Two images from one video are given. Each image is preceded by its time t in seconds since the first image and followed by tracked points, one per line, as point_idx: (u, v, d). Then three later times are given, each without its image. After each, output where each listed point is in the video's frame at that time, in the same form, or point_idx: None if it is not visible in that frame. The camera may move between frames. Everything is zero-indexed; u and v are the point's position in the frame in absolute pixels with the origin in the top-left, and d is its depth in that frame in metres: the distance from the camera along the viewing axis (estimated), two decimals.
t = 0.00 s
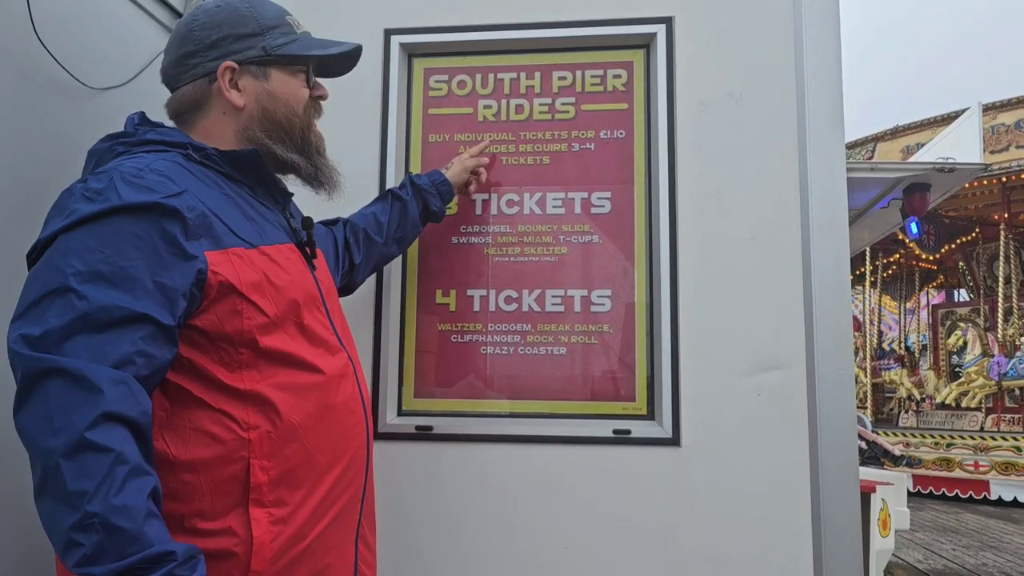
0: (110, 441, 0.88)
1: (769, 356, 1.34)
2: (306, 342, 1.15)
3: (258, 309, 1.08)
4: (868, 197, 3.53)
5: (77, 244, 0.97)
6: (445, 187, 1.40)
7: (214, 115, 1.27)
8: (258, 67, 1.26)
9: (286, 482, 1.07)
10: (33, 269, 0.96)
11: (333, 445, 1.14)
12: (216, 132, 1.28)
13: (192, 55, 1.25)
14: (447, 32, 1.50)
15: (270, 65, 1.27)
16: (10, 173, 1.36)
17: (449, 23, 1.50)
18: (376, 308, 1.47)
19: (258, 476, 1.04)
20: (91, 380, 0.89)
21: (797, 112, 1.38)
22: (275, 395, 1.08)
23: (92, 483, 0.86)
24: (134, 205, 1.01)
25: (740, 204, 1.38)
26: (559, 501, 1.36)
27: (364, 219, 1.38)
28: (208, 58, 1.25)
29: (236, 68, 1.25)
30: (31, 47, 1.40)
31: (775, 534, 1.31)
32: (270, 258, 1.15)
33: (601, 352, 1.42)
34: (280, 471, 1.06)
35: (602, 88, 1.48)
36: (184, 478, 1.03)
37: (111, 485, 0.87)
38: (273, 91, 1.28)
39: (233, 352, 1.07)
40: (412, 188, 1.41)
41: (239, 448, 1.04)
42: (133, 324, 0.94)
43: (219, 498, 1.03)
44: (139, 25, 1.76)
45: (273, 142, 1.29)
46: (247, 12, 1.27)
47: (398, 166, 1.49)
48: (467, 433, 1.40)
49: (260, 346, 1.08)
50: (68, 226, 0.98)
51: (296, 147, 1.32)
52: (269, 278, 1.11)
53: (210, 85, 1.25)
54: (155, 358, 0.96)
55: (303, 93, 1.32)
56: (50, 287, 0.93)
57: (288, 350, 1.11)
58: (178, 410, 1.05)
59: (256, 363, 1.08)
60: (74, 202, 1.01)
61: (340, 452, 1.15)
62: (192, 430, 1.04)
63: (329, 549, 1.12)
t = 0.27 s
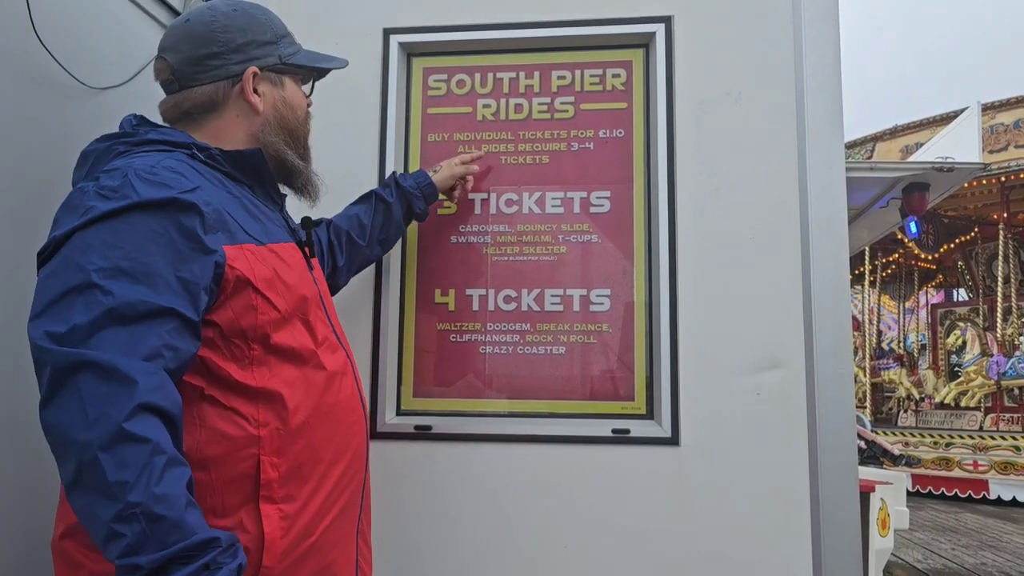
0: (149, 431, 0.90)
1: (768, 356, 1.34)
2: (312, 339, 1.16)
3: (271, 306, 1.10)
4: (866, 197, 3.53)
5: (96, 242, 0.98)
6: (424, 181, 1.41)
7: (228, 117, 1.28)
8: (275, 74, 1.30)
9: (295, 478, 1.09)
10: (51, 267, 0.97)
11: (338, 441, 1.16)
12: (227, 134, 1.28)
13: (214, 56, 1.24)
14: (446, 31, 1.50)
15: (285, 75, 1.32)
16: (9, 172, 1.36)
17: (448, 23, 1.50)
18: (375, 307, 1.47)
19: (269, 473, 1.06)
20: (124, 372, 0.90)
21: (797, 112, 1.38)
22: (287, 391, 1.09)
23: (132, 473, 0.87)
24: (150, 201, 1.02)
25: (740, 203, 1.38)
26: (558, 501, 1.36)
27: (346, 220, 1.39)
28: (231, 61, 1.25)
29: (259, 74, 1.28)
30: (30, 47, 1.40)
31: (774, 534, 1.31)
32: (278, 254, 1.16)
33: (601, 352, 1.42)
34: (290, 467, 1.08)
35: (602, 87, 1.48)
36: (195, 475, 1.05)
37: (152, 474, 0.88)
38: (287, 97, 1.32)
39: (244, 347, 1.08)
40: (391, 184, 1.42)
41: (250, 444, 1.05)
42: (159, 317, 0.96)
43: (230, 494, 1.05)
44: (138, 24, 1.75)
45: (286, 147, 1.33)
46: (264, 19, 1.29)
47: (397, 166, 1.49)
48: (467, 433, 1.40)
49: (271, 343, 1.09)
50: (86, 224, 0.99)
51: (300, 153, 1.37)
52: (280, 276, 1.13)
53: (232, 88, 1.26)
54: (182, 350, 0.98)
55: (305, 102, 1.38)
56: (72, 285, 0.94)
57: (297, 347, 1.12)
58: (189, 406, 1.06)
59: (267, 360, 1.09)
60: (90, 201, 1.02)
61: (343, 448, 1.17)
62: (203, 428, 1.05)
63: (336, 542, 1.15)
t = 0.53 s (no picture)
0: (131, 444, 0.90)
1: (767, 356, 1.34)
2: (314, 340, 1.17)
3: (272, 308, 1.10)
4: (865, 196, 3.54)
5: (99, 242, 0.98)
6: (402, 202, 1.41)
7: (233, 123, 1.28)
8: (282, 82, 1.30)
9: (297, 478, 1.09)
10: (52, 266, 0.97)
11: (339, 442, 1.16)
12: (231, 138, 1.29)
13: (220, 62, 1.25)
14: (445, 31, 1.50)
15: (292, 82, 1.32)
16: (9, 172, 1.36)
17: (447, 23, 1.50)
18: (374, 307, 1.47)
19: (270, 472, 1.06)
20: (118, 380, 0.90)
21: (796, 112, 1.38)
22: (290, 392, 1.09)
23: (110, 483, 0.88)
24: (154, 203, 1.03)
25: (739, 204, 1.38)
26: (558, 501, 1.36)
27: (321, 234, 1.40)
28: (238, 67, 1.26)
29: (265, 81, 1.28)
30: (29, 47, 1.40)
31: (774, 533, 1.31)
32: (279, 256, 1.16)
33: (600, 351, 1.42)
34: (291, 467, 1.08)
35: (601, 87, 1.48)
36: (197, 475, 1.05)
37: (128, 487, 0.88)
38: (292, 107, 1.32)
39: (246, 348, 1.08)
40: (368, 202, 1.42)
41: (251, 444, 1.06)
42: (158, 321, 0.96)
43: (231, 494, 1.05)
44: (137, 23, 1.75)
45: (289, 155, 1.33)
46: (273, 27, 1.29)
47: (396, 165, 1.49)
48: (466, 432, 1.40)
49: (272, 345, 1.10)
50: (88, 224, 0.99)
51: (302, 161, 1.37)
52: (283, 277, 1.13)
53: (238, 94, 1.27)
54: (179, 355, 0.98)
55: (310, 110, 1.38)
56: (72, 285, 0.94)
57: (298, 348, 1.13)
58: (191, 407, 1.06)
59: (268, 361, 1.10)
60: (92, 200, 1.03)
61: (345, 449, 1.17)
62: (205, 428, 1.05)
63: (337, 542, 1.15)
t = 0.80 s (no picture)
0: (134, 442, 0.90)
1: (767, 356, 1.34)
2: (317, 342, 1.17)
3: (274, 309, 1.10)
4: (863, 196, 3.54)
5: (103, 244, 0.99)
6: (390, 232, 1.39)
7: (235, 127, 1.30)
8: (282, 85, 1.31)
9: (296, 479, 1.09)
10: (58, 267, 0.98)
11: (340, 443, 1.16)
12: (234, 142, 1.31)
13: (220, 68, 1.26)
14: (444, 31, 1.50)
15: (292, 84, 1.32)
16: (8, 172, 1.36)
17: (447, 23, 1.50)
18: (374, 308, 1.47)
19: (269, 472, 1.06)
20: (120, 379, 0.91)
21: (795, 111, 1.38)
22: (290, 393, 1.09)
23: (113, 481, 0.88)
24: (158, 205, 1.04)
25: (738, 204, 1.38)
26: (558, 501, 1.36)
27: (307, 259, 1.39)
28: (238, 73, 1.27)
29: (265, 85, 1.29)
30: (29, 47, 1.40)
31: (774, 533, 1.31)
32: (282, 257, 1.17)
33: (599, 352, 1.42)
34: (291, 467, 1.09)
35: (600, 87, 1.48)
36: (197, 474, 1.05)
37: (132, 485, 0.89)
38: (293, 108, 1.33)
39: (246, 349, 1.09)
40: (357, 232, 1.41)
41: (250, 444, 1.06)
42: (160, 321, 0.97)
43: (231, 493, 1.05)
44: (136, 24, 1.75)
45: (292, 157, 1.34)
46: (273, 30, 1.29)
47: (395, 166, 1.49)
48: (466, 432, 1.40)
49: (273, 346, 1.10)
50: (92, 227, 1.00)
51: (307, 161, 1.37)
52: (285, 278, 1.14)
53: (237, 99, 1.28)
54: (181, 355, 0.98)
55: (312, 110, 1.38)
56: (76, 285, 0.96)
57: (300, 350, 1.13)
58: (191, 406, 1.06)
59: (269, 362, 1.10)
60: (97, 202, 1.04)
61: (347, 449, 1.17)
62: (206, 427, 1.05)
63: (337, 542, 1.15)
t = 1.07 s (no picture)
0: (142, 448, 0.93)
1: (765, 357, 1.34)
2: (320, 347, 1.17)
3: (275, 315, 1.11)
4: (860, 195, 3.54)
5: (104, 251, 1.01)
6: (398, 276, 1.39)
7: (236, 129, 1.30)
8: (287, 93, 1.31)
9: (296, 483, 1.09)
10: (61, 274, 1.00)
11: (341, 448, 1.16)
12: (234, 144, 1.31)
13: (226, 68, 1.27)
14: (444, 31, 1.50)
15: (298, 93, 1.32)
16: (8, 172, 1.36)
17: (446, 23, 1.50)
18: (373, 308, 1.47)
19: (268, 476, 1.06)
20: (124, 386, 0.94)
21: (793, 112, 1.38)
22: (290, 398, 1.10)
23: (123, 487, 0.91)
24: (157, 212, 1.06)
25: (737, 205, 1.38)
26: (557, 502, 1.36)
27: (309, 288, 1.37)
28: (243, 75, 1.28)
29: (269, 91, 1.29)
30: (28, 47, 1.40)
31: (773, 534, 1.31)
32: (284, 262, 1.17)
33: (598, 352, 1.42)
34: (290, 471, 1.09)
35: (599, 88, 1.48)
36: (198, 477, 1.06)
37: (141, 489, 0.92)
38: (296, 117, 1.32)
39: (247, 354, 1.09)
40: (363, 269, 1.39)
41: (251, 448, 1.07)
42: (161, 328, 0.99)
43: (232, 497, 1.06)
44: (134, 24, 1.75)
45: (290, 164, 1.32)
46: (284, 37, 1.30)
47: (394, 166, 1.49)
48: (465, 433, 1.40)
49: (273, 351, 1.10)
50: (94, 233, 1.02)
51: (306, 170, 1.36)
52: (285, 283, 1.14)
53: (241, 101, 1.28)
54: (183, 361, 1.01)
55: (316, 121, 1.37)
56: (79, 293, 0.98)
57: (302, 355, 1.13)
58: (194, 410, 1.07)
59: (270, 367, 1.10)
60: (99, 209, 1.06)
61: (348, 455, 1.17)
62: (207, 431, 1.06)
63: (337, 547, 1.14)
